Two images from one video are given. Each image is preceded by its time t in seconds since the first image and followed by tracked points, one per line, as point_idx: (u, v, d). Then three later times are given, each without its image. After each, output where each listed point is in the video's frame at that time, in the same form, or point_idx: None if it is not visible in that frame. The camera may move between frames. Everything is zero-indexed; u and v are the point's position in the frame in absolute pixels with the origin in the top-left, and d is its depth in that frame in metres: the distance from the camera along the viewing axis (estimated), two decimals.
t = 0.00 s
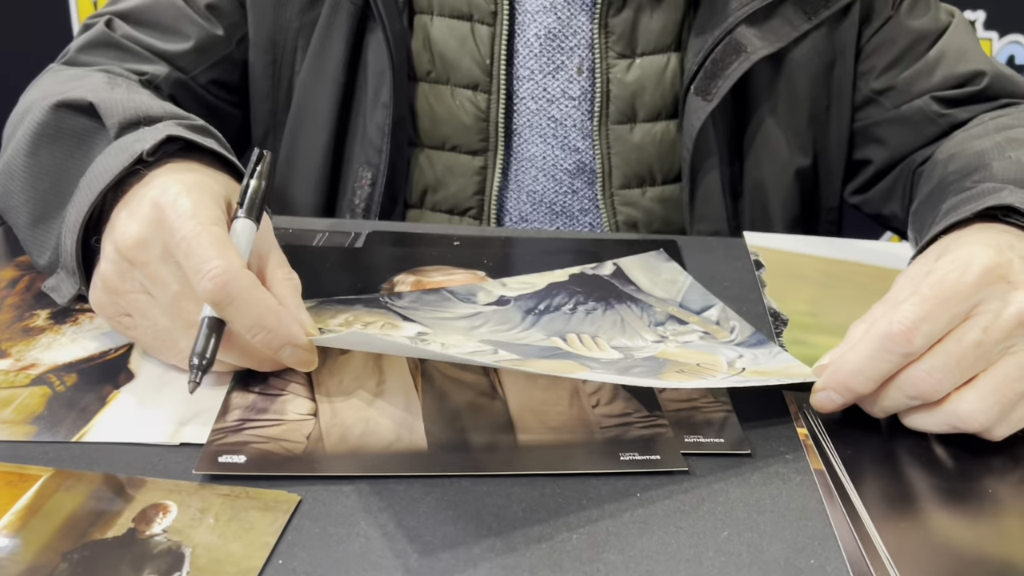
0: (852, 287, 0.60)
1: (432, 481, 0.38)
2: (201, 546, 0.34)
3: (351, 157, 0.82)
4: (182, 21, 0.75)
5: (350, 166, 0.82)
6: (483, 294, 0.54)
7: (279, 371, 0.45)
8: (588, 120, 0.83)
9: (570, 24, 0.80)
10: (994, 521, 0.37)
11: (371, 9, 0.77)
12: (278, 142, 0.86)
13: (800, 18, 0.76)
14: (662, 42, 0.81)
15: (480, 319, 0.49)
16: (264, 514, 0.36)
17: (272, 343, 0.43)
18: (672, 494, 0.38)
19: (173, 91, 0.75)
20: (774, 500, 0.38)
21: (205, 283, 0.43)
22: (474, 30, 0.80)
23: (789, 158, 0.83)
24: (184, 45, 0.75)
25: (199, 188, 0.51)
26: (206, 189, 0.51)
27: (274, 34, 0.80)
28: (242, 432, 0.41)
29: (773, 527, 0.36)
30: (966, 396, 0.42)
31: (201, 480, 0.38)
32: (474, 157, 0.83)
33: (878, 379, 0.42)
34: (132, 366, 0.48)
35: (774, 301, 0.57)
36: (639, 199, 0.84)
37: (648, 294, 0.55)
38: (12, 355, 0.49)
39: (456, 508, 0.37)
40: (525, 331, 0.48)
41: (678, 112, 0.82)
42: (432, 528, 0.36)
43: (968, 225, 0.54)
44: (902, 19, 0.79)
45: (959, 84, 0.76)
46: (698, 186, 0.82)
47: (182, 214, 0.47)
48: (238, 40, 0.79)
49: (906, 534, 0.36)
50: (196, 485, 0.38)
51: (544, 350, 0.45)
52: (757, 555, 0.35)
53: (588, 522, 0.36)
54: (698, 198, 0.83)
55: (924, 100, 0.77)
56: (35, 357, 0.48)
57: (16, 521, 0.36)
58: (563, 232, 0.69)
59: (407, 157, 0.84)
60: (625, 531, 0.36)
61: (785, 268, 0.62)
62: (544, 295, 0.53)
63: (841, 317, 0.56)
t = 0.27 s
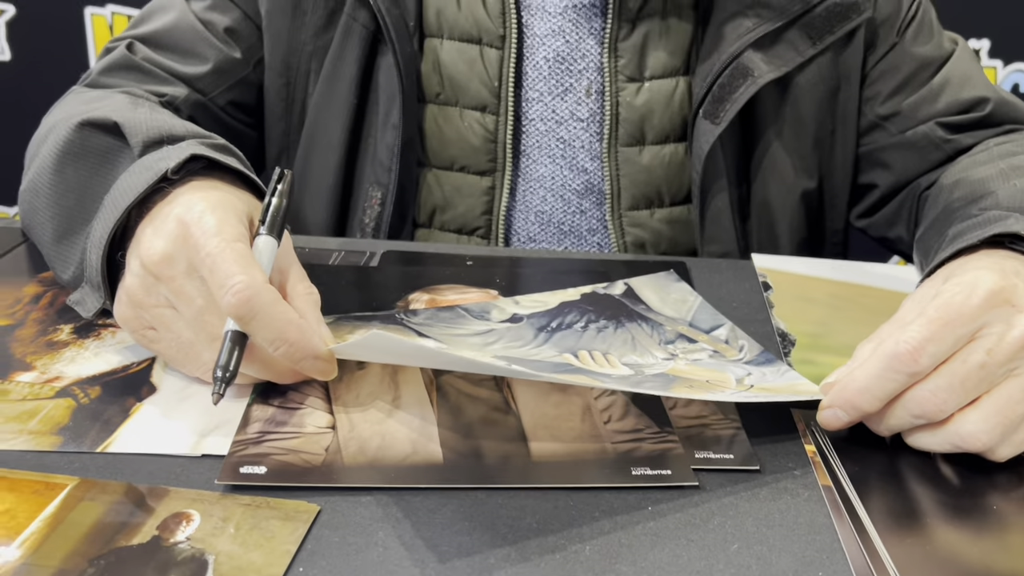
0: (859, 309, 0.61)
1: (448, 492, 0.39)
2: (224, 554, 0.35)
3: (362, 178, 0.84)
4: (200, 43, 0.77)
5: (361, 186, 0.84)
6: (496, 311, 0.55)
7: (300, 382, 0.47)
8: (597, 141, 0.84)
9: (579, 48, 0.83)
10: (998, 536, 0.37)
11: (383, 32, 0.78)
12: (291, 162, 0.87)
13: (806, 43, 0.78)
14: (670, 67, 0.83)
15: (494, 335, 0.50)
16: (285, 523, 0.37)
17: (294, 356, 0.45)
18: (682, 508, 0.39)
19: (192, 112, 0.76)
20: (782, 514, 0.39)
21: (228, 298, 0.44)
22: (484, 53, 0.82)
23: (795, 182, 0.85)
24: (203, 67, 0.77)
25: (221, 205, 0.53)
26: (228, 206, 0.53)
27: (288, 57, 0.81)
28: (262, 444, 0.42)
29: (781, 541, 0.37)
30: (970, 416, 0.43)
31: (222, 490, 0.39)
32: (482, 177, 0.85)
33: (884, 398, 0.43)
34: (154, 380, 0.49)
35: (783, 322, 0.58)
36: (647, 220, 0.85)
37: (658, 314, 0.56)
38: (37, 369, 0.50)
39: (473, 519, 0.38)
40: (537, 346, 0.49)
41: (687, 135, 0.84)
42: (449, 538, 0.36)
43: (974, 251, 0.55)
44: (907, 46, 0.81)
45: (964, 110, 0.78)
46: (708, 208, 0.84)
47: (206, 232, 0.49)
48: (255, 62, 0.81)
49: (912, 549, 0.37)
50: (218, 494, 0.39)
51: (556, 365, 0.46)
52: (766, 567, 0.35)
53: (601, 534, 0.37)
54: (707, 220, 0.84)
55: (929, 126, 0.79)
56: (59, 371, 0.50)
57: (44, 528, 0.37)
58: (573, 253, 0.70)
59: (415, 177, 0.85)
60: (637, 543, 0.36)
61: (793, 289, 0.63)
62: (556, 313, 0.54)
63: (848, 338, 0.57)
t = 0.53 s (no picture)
0: (877, 343, 0.62)
1: (480, 516, 0.41)
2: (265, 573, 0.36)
3: (386, 209, 0.86)
4: (234, 79, 0.80)
5: (385, 217, 0.86)
6: (516, 340, 0.56)
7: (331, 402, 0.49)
8: (615, 175, 0.87)
9: (598, 84, 0.86)
10: (1018, 566, 0.38)
11: (409, 68, 0.81)
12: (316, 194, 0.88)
13: (820, 81, 0.80)
14: (688, 104, 0.86)
15: (514, 363, 0.52)
16: (323, 544, 0.38)
17: (327, 376, 0.47)
18: (707, 533, 0.40)
19: (224, 145, 0.79)
20: (805, 541, 0.40)
21: (266, 316, 0.46)
22: (505, 89, 0.85)
23: (810, 217, 0.86)
24: (236, 101, 0.80)
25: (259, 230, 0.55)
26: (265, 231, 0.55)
27: (316, 92, 0.83)
28: (298, 467, 0.44)
29: (805, 567, 0.38)
30: (990, 445, 0.44)
31: (261, 511, 0.41)
32: (503, 209, 0.87)
33: (906, 426, 0.44)
34: (191, 404, 0.50)
35: (802, 355, 0.59)
36: (664, 253, 0.87)
37: (674, 343, 0.58)
38: (78, 393, 0.52)
39: (504, 543, 0.39)
40: (557, 374, 0.50)
41: (705, 171, 0.86)
42: (483, 561, 0.38)
43: (993, 286, 0.56)
44: (921, 85, 0.83)
45: (977, 148, 0.80)
46: (724, 243, 0.85)
47: (245, 254, 0.51)
48: (284, 97, 0.84)
49: None
50: (257, 515, 0.40)
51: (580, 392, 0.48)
52: None
53: (630, 558, 0.38)
54: (724, 254, 0.86)
55: (943, 164, 0.81)
56: (99, 394, 0.51)
57: (91, 545, 0.38)
58: (593, 284, 0.71)
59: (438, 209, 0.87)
60: (665, 567, 0.38)
61: (812, 323, 0.64)
62: (574, 343, 0.56)
63: (867, 371, 0.58)
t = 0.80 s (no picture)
0: (892, 372, 0.63)
1: (511, 529, 0.43)
2: None
3: (414, 238, 0.89)
4: (271, 113, 0.84)
5: (413, 247, 0.89)
6: (538, 364, 0.58)
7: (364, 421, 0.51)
8: (636, 208, 0.90)
9: (620, 120, 0.89)
10: None
11: (439, 104, 0.84)
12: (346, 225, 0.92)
13: (835, 120, 0.83)
14: (707, 140, 0.89)
15: (537, 388, 0.54)
16: (362, 552, 0.40)
17: (364, 395, 0.49)
18: (728, 549, 0.42)
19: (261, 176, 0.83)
20: (823, 558, 0.41)
21: (309, 336, 0.49)
22: (531, 124, 0.89)
23: (826, 251, 0.88)
24: (273, 134, 0.84)
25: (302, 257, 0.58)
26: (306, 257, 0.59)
27: (349, 126, 0.87)
28: (337, 480, 0.46)
29: None
30: (999, 464, 0.46)
31: (302, 520, 0.43)
32: (527, 239, 0.90)
33: (919, 445, 0.46)
34: (233, 421, 0.53)
35: (819, 382, 0.61)
36: (683, 283, 0.90)
37: (691, 369, 0.60)
38: (126, 408, 0.54)
39: (534, 554, 0.41)
40: (579, 399, 0.53)
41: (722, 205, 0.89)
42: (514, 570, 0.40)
43: (1004, 317, 0.58)
44: (934, 125, 0.86)
45: (988, 186, 0.82)
46: (742, 274, 0.88)
47: (290, 277, 0.55)
48: (320, 130, 0.88)
49: None
50: (299, 524, 0.43)
51: (601, 417, 0.50)
52: None
53: (654, 570, 0.40)
54: (743, 284, 0.88)
55: (955, 202, 0.83)
56: (145, 410, 0.54)
57: (143, 550, 0.41)
58: (614, 313, 0.73)
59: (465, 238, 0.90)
60: None
61: (828, 352, 0.66)
62: (594, 367, 0.58)
63: (883, 399, 0.59)
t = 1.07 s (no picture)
0: (893, 385, 0.64)
1: (513, 531, 0.43)
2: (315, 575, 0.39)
3: (423, 252, 0.90)
4: (285, 127, 0.87)
5: (422, 260, 0.90)
6: (543, 374, 0.59)
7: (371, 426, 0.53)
8: (641, 225, 0.91)
9: (626, 138, 0.91)
10: None
11: (450, 120, 0.86)
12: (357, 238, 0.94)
13: (839, 137, 0.85)
14: (711, 158, 0.90)
15: (541, 397, 0.55)
16: (368, 552, 0.41)
17: (370, 400, 0.50)
18: (727, 554, 0.42)
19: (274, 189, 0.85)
20: (821, 564, 0.42)
21: (320, 340, 0.50)
22: (539, 140, 0.90)
23: (830, 268, 0.89)
24: (286, 149, 0.86)
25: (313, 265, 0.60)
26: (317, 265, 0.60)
27: (361, 141, 0.89)
28: (344, 482, 0.47)
29: None
30: (992, 475, 0.46)
31: (310, 521, 0.44)
32: (534, 253, 0.91)
33: (913, 454, 0.47)
34: (243, 425, 0.54)
35: (820, 395, 0.62)
36: (688, 298, 0.91)
37: (694, 381, 0.61)
38: (139, 412, 0.55)
39: (536, 556, 0.41)
40: (583, 408, 0.54)
41: (727, 222, 0.90)
42: (517, 571, 0.40)
43: (1000, 330, 0.59)
44: (936, 144, 0.88)
45: (991, 204, 0.83)
46: (745, 289, 0.89)
47: (302, 285, 0.56)
48: (332, 146, 0.90)
49: None
50: (306, 524, 0.44)
51: (603, 425, 0.51)
52: None
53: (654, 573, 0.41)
54: (746, 300, 0.89)
55: (958, 220, 0.84)
56: (158, 415, 0.55)
57: (154, 547, 0.42)
58: (618, 326, 0.74)
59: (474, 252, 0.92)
60: None
61: (830, 366, 0.67)
62: (598, 377, 0.59)
63: (884, 412, 0.60)
